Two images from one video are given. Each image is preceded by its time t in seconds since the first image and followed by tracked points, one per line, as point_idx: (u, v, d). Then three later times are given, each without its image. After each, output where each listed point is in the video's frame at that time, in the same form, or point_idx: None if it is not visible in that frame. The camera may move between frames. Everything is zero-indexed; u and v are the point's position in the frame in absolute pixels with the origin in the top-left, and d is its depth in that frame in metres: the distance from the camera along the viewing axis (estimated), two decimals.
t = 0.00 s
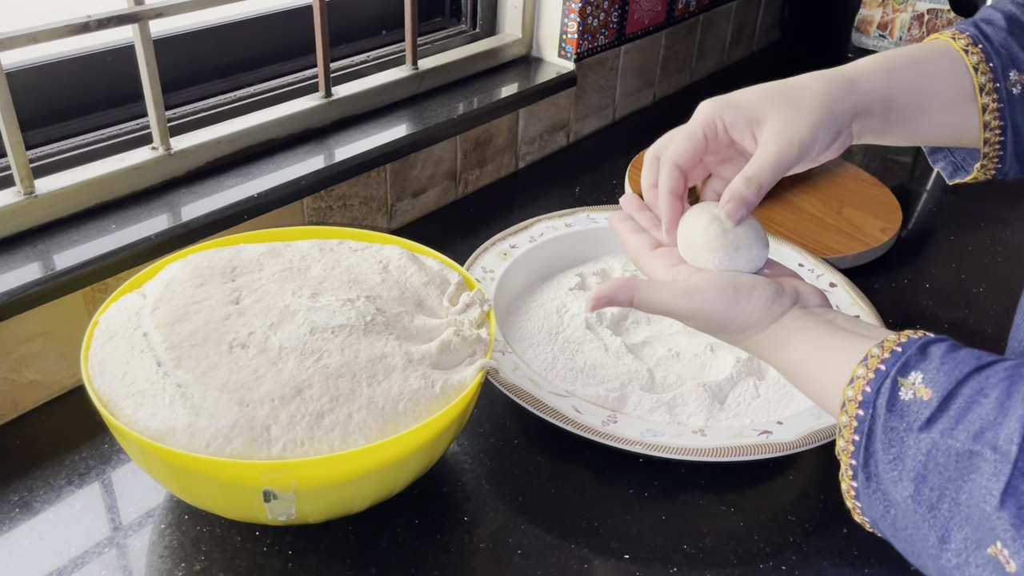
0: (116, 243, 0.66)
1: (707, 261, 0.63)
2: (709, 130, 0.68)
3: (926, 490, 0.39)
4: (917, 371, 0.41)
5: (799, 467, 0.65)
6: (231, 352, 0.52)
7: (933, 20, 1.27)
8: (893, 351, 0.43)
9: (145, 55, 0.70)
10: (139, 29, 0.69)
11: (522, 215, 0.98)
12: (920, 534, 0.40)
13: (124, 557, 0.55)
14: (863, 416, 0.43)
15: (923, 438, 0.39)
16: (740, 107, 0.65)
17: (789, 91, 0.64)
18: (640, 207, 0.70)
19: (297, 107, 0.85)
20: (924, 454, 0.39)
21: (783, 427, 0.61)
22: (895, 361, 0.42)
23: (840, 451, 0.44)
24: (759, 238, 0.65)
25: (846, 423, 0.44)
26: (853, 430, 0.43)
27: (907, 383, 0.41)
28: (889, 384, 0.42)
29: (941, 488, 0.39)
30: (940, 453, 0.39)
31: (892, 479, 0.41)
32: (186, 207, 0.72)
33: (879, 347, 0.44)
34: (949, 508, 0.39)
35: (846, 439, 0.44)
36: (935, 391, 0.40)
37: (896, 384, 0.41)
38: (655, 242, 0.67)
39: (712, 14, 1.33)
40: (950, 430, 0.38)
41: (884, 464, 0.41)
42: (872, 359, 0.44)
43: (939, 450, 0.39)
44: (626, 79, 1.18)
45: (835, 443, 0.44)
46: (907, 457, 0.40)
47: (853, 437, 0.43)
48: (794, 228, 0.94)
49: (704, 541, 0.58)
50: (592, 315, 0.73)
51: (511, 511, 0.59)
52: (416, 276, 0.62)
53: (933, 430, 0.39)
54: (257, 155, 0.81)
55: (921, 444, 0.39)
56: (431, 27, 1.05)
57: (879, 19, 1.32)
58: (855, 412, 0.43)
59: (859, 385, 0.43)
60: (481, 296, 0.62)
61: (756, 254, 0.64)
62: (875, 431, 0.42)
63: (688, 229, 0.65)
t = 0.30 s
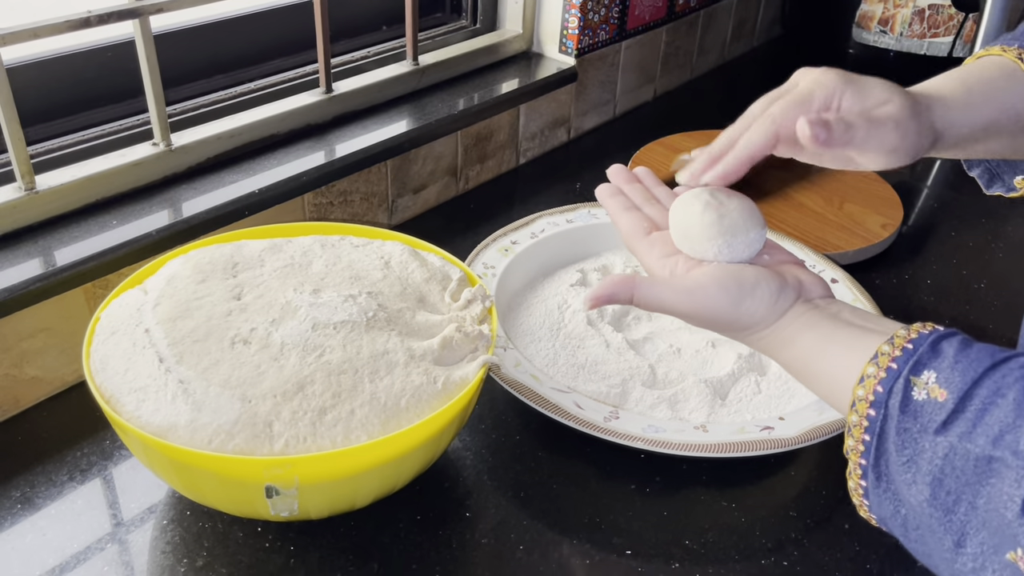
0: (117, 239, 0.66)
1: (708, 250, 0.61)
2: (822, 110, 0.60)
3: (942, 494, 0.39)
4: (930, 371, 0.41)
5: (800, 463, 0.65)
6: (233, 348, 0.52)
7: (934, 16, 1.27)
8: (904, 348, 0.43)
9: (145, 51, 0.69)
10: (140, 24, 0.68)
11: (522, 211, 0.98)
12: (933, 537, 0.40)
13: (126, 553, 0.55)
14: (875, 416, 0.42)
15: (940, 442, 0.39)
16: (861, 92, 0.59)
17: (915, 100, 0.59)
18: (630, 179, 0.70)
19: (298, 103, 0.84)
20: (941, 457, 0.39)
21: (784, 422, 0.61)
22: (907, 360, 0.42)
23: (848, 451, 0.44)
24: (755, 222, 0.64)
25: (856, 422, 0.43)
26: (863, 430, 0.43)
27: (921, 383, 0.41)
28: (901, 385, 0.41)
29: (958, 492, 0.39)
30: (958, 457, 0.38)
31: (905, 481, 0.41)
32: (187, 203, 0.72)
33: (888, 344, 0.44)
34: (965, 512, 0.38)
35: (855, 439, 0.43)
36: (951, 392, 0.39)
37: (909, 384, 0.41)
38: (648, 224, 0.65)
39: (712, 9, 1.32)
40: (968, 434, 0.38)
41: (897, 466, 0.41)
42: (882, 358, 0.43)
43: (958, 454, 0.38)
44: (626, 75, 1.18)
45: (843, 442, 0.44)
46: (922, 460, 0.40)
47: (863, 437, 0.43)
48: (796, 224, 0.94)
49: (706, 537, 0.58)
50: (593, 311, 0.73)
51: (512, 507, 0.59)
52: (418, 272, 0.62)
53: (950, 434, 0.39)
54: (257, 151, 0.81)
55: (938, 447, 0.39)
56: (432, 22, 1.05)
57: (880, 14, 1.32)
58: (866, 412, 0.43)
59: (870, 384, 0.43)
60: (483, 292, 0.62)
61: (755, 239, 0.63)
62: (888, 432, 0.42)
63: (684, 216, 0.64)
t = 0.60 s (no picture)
0: (117, 232, 0.66)
1: (656, 316, 0.48)
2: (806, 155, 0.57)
3: None
4: (947, 442, 0.37)
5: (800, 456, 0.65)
6: (233, 342, 0.52)
7: (934, 9, 1.26)
8: (906, 412, 0.39)
9: (143, 44, 0.69)
10: (138, 17, 0.68)
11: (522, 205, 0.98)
12: None
13: (126, 546, 0.55)
14: (887, 495, 0.39)
15: (976, 525, 0.36)
16: (832, 133, 0.55)
17: (879, 127, 0.55)
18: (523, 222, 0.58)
19: (297, 96, 0.84)
20: (979, 542, 0.36)
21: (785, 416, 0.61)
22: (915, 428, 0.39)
23: (853, 531, 0.41)
24: (696, 268, 0.52)
25: (863, 502, 0.40)
26: (873, 510, 0.40)
27: (937, 456, 0.37)
28: (916, 460, 0.38)
29: None
30: (999, 541, 0.35)
31: (934, 567, 0.37)
32: (186, 197, 0.72)
33: (885, 408, 0.40)
34: None
35: (863, 519, 0.40)
36: (974, 464, 0.36)
37: (924, 458, 0.38)
38: (564, 281, 0.53)
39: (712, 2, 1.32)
40: (1007, 515, 0.35)
41: (922, 550, 0.38)
42: (884, 427, 0.40)
43: (998, 539, 0.35)
44: (626, 68, 1.17)
45: (847, 521, 0.41)
46: (952, 544, 0.37)
47: (873, 517, 0.40)
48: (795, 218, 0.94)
49: (706, 530, 0.58)
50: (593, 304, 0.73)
51: (513, 500, 0.59)
52: (418, 265, 0.62)
53: (987, 515, 0.36)
54: (256, 145, 0.81)
55: (974, 531, 0.36)
56: (431, 16, 1.04)
57: (881, 7, 1.30)
58: (876, 491, 0.39)
59: (878, 461, 0.39)
60: (483, 286, 0.62)
61: (701, 292, 0.50)
62: (905, 510, 0.38)
63: (607, 274, 0.52)
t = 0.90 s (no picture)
0: (114, 224, 0.66)
1: (600, 415, 0.46)
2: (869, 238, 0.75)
3: None
4: (930, 499, 0.42)
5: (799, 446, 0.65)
6: (231, 333, 0.52)
7: None
8: (882, 472, 0.44)
9: (140, 34, 0.69)
10: (134, 7, 0.68)
11: (520, 196, 0.97)
12: None
13: (125, 538, 0.55)
14: (878, 562, 0.43)
15: None
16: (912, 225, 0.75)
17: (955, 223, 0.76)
18: (413, 326, 0.50)
19: (294, 87, 0.84)
20: None
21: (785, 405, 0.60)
22: (897, 492, 0.43)
23: None
24: (627, 348, 0.50)
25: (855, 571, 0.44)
26: None
27: (924, 514, 0.42)
28: (904, 523, 0.42)
29: None
30: None
31: None
32: (182, 188, 0.71)
33: (859, 472, 0.44)
34: None
35: None
36: (964, 518, 0.41)
37: (912, 519, 0.42)
38: (485, 386, 0.48)
39: None
40: (1007, 568, 0.40)
41: None
42: (866, 488, 0.44)
43: None
44: (624, 59, 1.17)
45: None
46: None
47: None
48: (793, 210, 0.94)
49: (705, 522, 0.58)
50: (592, 296, 0.73)
51: (512, 492, 0.59)
52: (416, 256, 0.62)
53: (986, 568, 0.41)
54: (253, 136, 0.81)
55: None
56: (428, 7, 1.04)
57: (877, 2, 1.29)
58: (868, 559, 0.43)
59: (865, 529, 0.43)
60: (480, 276, 0.61)
61: (638, 372, 0.49)
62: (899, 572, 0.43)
63: (535, 377, 0.48)
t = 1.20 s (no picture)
0: (110, 203, 0.64)
1: (600, 335, 0.46)
2: (904, 266, 0.75)
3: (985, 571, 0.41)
4: (932, 430, 0.42)
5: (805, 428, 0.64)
6: (230, 312, 0.51)
7: None
8: (887, 403, 0.44)
9: (135, 11, 0.67)
10: None
11: (521, 178, 0.96)
12: None
13: (123, 520, 0.54)
14: (877, 493, 0.43)
15: (980, 516, 0.40)
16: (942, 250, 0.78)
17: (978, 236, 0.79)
18: (416, 244, 0.53)
19: (292, 66, 0.83)
20: (984, 532, 0.40)
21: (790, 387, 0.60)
22: (900, 423, 0.43)
23: (839, 533, 0.45)
24: (632, 271, 0.49)
25: (852, 502, 0.44)
26: (861, 509, 0.44)
27: (925, 446, 0.42)
28: (906, 453, 0.42)
29: (1000, 564, 0.40)
30: (1004, 530, 0.40)
31: (932, 563, 0.42)
32: (179, 167, 0.70)
33: (864, 402, 0.44)
34: None
35: (850, 519, 0.44)
36: (967, 451, 0.41)
37: (914, 450, 0.42)
38: (486, 304, 0.49)
39: None
40: (1007, 502, 0.40)
41: (919, 547, 0.42)
42: (869, 419, 0.44)
43: (1004, 527, 0.40)
44: (625, 41, 1.16)
45: (833, 522, 0.45)
46: (952, 537, 0.41)
47: (861, 516, 0.44)
48: (797, 191, 0.93)
49: (710, 502, 0.57)
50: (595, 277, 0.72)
51: (515, 472, 0.59)
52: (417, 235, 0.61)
53: (988, 504, 0.40)
54: (250, 116, 0.79)
55: (979, 522, 0.40)
56: None
57: None
58: (866, 489, 0.43)
59: (865, 458, 0.43)
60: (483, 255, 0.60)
61: (643, 295, 0.49)
62: (896, 504, 0.42)
63: (538, 295, 0.48)
